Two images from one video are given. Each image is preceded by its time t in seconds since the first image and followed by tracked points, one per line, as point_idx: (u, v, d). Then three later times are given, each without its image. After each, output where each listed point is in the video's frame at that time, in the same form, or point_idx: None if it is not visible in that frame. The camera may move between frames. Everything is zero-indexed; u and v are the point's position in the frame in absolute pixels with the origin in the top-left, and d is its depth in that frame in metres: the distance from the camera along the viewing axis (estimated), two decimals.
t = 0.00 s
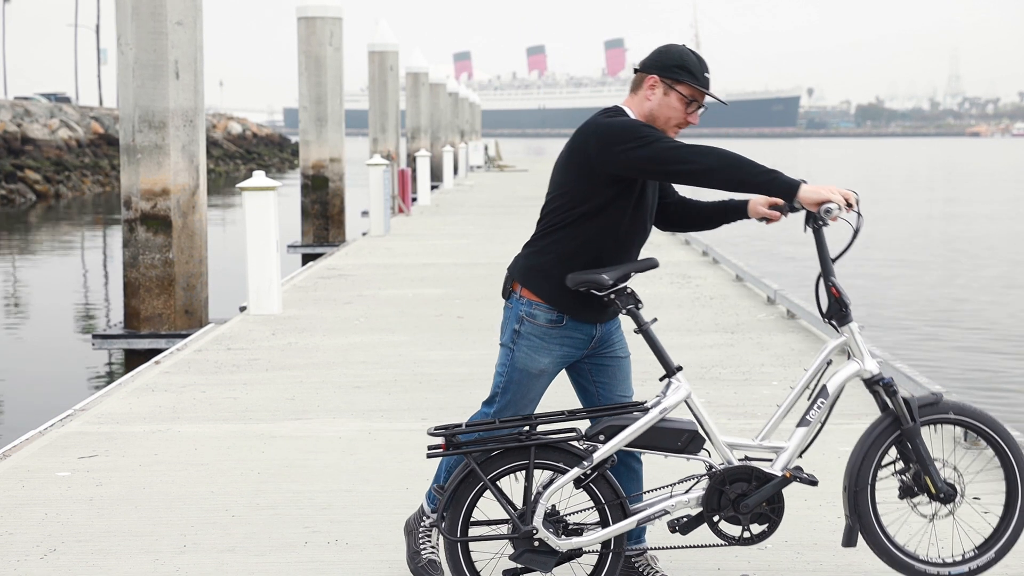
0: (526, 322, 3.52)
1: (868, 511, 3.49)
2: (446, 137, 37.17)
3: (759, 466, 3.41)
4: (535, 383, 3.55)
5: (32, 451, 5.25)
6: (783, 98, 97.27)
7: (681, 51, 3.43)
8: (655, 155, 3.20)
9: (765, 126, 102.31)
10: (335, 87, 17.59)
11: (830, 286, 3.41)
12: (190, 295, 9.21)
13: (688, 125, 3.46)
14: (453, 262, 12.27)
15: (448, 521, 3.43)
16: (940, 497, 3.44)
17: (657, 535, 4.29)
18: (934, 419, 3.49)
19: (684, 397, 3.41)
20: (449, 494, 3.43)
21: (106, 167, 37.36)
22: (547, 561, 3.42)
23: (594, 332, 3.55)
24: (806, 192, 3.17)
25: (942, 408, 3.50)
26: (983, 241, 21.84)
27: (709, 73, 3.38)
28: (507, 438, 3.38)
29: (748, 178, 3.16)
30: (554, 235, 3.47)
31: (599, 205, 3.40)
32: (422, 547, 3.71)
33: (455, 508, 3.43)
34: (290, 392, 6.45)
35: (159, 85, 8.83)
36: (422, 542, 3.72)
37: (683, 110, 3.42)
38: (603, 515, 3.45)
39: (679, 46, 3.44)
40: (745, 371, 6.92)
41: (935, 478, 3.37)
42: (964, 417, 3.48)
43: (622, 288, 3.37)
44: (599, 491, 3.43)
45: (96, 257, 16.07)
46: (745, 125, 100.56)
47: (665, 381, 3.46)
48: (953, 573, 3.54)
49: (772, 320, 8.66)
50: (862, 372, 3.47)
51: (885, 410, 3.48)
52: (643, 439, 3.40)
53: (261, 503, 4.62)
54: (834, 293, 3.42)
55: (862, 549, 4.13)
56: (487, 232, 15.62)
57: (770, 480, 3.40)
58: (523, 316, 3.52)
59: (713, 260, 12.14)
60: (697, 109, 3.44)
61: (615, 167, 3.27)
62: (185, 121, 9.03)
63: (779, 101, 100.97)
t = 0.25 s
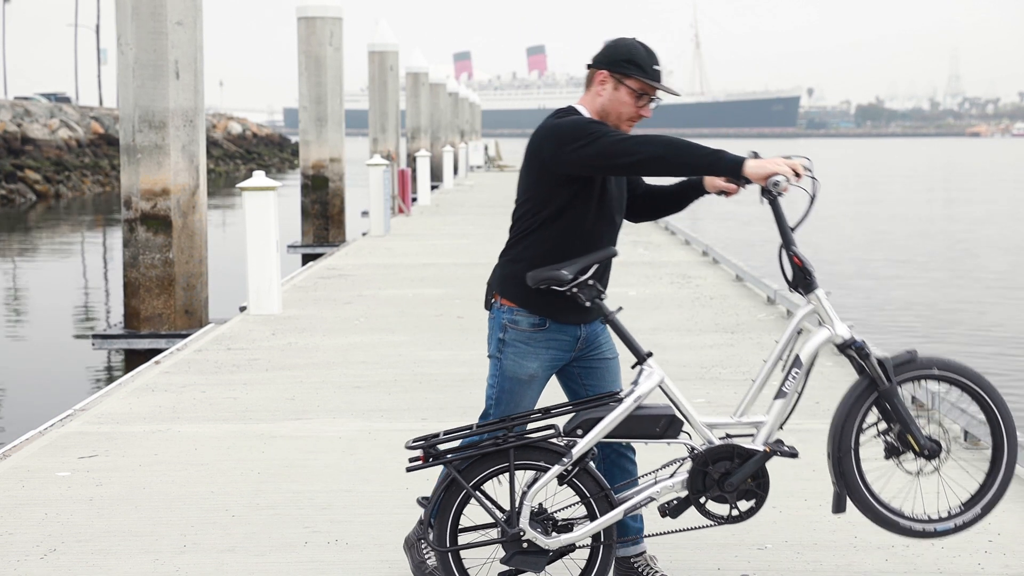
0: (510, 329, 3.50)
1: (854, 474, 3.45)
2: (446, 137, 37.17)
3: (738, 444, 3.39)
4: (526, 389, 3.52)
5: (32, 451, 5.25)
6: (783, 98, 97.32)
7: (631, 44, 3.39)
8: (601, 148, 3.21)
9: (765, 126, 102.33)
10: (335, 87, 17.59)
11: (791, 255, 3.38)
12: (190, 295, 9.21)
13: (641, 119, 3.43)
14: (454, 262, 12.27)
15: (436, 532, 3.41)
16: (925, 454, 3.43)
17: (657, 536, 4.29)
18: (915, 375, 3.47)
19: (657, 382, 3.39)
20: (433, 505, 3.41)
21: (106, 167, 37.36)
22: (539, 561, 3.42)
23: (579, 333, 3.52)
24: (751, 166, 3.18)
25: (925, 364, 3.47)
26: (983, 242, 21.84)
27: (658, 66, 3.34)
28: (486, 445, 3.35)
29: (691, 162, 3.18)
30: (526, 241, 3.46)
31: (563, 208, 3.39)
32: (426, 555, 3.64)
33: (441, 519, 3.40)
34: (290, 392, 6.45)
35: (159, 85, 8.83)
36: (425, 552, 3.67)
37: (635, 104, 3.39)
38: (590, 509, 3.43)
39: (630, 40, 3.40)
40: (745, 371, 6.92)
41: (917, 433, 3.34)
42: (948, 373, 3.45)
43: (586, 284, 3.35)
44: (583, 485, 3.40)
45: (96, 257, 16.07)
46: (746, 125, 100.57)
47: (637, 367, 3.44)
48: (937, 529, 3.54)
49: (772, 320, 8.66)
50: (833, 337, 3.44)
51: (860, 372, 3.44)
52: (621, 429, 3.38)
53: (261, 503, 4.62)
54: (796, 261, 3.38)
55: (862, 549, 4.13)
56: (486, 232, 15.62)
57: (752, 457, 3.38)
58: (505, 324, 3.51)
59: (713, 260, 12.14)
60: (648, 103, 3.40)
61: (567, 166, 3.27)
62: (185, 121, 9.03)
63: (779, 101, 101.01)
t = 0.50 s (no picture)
0: (476, 341, 3.44)
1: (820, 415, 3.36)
2: (446, 137, 37.18)
3: (702, 410, 3.36)
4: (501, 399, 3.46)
5: (32, 451, 5.25)
6: (784, 99, 97.36)
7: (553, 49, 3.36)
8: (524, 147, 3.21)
9: (765, 127, 102.36)
10: (336, 87, 17.59)
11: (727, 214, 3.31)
12: (190, 295, 9.21)
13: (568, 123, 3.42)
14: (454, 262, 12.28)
15: (421, 548, 3.44)
16: (893, 389, 3.33)
17: (658, 536, 4.29)
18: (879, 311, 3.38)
19: (613, 363, 3.37)
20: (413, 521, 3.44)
21: (106, 167, 37.37)
22: (527, 559, 3.43)
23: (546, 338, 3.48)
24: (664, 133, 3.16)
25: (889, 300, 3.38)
26: (984, 242, 21.85)
27: (580, 70, 3.31)
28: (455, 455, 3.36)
29: (610, 140, 3.16)
30: (475, 256, 3.44)
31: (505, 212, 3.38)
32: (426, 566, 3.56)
33: (424, 534, 3.43)
34: (290, 392, 6.45)
35: (159, 85, 8.83)
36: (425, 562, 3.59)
37: (560, 110, 3.36)
38: (569, 500, 3.42)
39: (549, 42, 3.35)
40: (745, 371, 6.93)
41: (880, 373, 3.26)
42: (913, 307, 3.37)
43: (521, 279, 3.29)
44: (559, 477, 3.40)
45: (96, 257, 16.07)
46: (746, 125, 100.59)
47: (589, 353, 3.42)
48: (906, 465, 3.47)
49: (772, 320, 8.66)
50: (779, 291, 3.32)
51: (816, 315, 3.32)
52: (584, 416, 3.36)
53: (261, 503, 4.62)
54: (731, 221, 3.31)
55: (862, 549, 4.13)
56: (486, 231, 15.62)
57: (719, 421, 3.35)
58: (471, 338, 3.45)
59: (713, 260, 12.14)
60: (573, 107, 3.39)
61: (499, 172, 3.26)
62: (185, 121, 9.03)
63: (779, 102, 101.08)
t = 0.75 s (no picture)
0: (431, 342, 3.43)
1: (772, 354, 3.31)
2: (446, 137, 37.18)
3: (657, 378, 3.31)
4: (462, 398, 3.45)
5: (32, 451, 5.25)
6: (784, 99, 97.39)
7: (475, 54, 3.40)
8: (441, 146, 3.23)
9: (765, 127, 102.36)
10: (335, 87, 17.59)
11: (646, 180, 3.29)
12: (190, 295, 9.21)
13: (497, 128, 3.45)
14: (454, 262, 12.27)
15: (408, 563, 3.47)
16: (841, 324, 3.28)
17: (658, 535, 4.29)
18: (829, 246, 3.33)
19: (563, 348, 3.35)
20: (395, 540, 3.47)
21: (106, 167, 37.37)
22: (513, 558, 3.42)
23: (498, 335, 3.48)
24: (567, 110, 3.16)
25: (838, 232, 3.33)
26: (984, 241, 21.84)
27: (500, 71, 3.33)
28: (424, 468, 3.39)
29: (511, 133, 3.14)
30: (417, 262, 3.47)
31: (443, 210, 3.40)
32: None
33: (408, 550, 3.46)
34: (290, 392, 6.45)
35: (159, 85, 8.84)
36: None
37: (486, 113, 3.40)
38: (546, 490, 3.41)
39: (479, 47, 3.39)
40: (746, 371, 6.92)
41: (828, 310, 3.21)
42: (861, 240, 3.33)
43: (454, 282, 3.31)
44: (530, 470, 3.39)
45: (96, 257, 16.07)
46: (746, 125, 100.59)
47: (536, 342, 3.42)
48: (856, 399, 3.40)
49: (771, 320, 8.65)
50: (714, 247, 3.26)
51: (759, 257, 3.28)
52: (543, 404, 3.34)
53: (261, 503, 4.62)
54: (652, 186, 3.27)
55: (861, 549, 4.13)
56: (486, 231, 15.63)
57: (677, 386, 3.30)
58: (426, 340, 3.43)
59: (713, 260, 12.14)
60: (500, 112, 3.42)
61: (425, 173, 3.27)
62: (185, 121, 9.03)
63: (779, 102, 101.12)
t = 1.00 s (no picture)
0: (409, 327, 3.52)
1: (733, 320, 3.36)
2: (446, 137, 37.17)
3: (623, 361, 3.28)
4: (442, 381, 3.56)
5: (32, 450, 5.25)
6: (784, 99, 97.39)
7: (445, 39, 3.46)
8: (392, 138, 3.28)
9: (766, 127, 102.34)
10: (336, 88, 17.59)
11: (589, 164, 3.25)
12: (190, 295, 9.21)
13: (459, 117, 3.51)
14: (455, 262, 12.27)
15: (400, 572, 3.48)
16: (799, 283, 3.29)
17: (657, 535, 4.29)
18: (786, 205, 3.37)
19: (528, 340, 3.33)
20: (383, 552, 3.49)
21: (106, 167, 37.36)
22: (501, 553, 3.43)
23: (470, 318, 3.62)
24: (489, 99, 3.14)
25: (795, 191, 3.36)
26: (985, 242, 21.84)
27: (461, 59, 3.38)
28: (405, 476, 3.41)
29: (443, 126, 3.16)
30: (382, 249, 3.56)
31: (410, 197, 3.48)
32: None
33: (397, 559, 3.47)
34: (290, 392, 6.45)
35: (159, 85, 8.84)
36: None
37: (449, 100, 3.46)
38: (527, 483, 3.40)
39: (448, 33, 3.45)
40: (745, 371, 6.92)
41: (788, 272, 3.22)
42: (818, 198, 3.36)
43: (412, 288, 3.30)
44: (509, 465, 3.39)
45: (97, 257, 16.07)
46: (746, 125, 100.59)
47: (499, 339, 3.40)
48: (817, 357, 3.42)
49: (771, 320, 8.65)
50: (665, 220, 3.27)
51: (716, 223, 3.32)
52: (516, 399, 3.33)
53: (261, 504, 4.62)
54: (594, 169, 3.26)
55: (862, 549, 4.13)
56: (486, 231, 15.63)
57: (644, 364, 3.26)
58: (403, 325, 3.52)
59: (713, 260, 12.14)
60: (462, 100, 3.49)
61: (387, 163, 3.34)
62: (185, 121, 9.03)
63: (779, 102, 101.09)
